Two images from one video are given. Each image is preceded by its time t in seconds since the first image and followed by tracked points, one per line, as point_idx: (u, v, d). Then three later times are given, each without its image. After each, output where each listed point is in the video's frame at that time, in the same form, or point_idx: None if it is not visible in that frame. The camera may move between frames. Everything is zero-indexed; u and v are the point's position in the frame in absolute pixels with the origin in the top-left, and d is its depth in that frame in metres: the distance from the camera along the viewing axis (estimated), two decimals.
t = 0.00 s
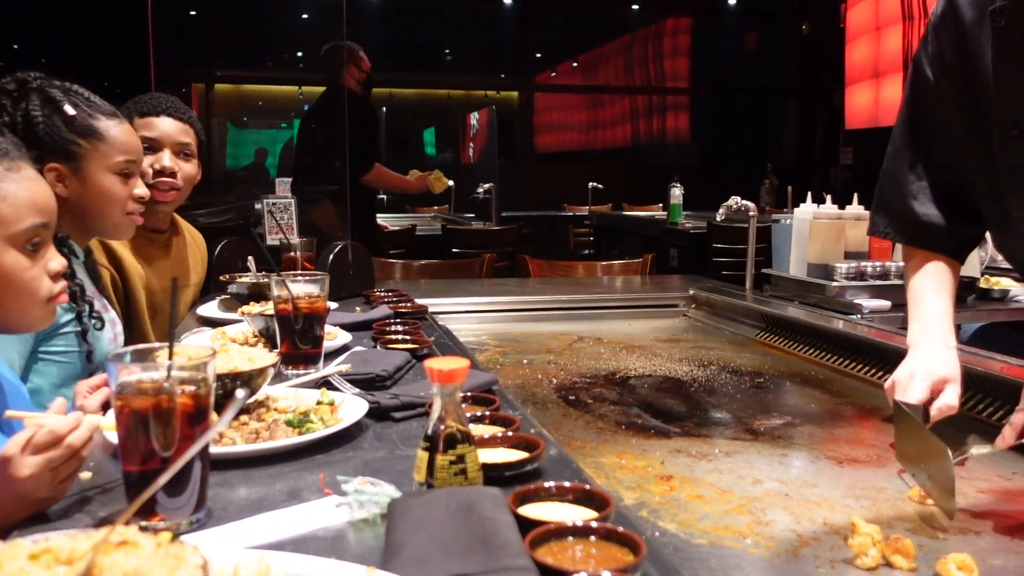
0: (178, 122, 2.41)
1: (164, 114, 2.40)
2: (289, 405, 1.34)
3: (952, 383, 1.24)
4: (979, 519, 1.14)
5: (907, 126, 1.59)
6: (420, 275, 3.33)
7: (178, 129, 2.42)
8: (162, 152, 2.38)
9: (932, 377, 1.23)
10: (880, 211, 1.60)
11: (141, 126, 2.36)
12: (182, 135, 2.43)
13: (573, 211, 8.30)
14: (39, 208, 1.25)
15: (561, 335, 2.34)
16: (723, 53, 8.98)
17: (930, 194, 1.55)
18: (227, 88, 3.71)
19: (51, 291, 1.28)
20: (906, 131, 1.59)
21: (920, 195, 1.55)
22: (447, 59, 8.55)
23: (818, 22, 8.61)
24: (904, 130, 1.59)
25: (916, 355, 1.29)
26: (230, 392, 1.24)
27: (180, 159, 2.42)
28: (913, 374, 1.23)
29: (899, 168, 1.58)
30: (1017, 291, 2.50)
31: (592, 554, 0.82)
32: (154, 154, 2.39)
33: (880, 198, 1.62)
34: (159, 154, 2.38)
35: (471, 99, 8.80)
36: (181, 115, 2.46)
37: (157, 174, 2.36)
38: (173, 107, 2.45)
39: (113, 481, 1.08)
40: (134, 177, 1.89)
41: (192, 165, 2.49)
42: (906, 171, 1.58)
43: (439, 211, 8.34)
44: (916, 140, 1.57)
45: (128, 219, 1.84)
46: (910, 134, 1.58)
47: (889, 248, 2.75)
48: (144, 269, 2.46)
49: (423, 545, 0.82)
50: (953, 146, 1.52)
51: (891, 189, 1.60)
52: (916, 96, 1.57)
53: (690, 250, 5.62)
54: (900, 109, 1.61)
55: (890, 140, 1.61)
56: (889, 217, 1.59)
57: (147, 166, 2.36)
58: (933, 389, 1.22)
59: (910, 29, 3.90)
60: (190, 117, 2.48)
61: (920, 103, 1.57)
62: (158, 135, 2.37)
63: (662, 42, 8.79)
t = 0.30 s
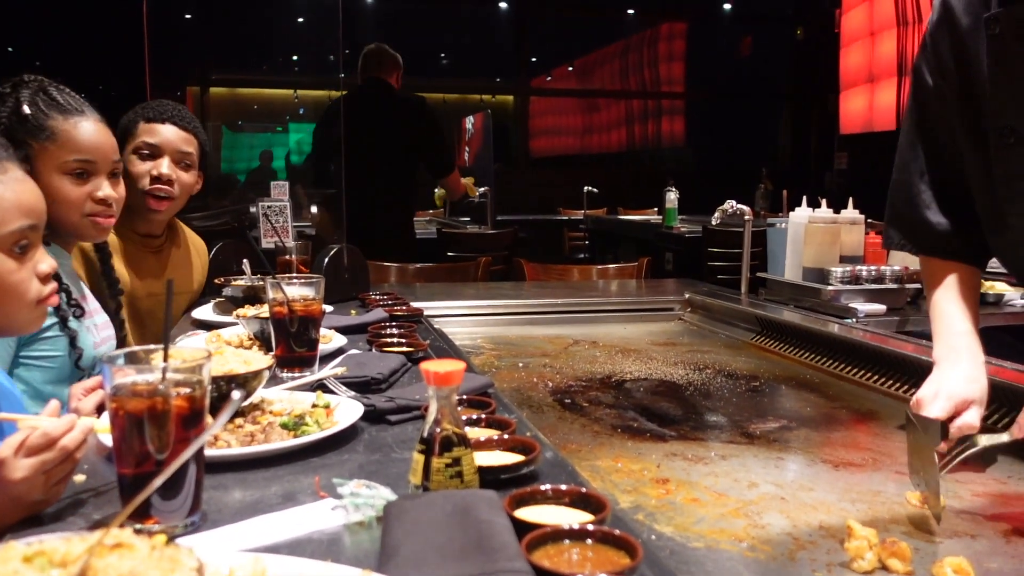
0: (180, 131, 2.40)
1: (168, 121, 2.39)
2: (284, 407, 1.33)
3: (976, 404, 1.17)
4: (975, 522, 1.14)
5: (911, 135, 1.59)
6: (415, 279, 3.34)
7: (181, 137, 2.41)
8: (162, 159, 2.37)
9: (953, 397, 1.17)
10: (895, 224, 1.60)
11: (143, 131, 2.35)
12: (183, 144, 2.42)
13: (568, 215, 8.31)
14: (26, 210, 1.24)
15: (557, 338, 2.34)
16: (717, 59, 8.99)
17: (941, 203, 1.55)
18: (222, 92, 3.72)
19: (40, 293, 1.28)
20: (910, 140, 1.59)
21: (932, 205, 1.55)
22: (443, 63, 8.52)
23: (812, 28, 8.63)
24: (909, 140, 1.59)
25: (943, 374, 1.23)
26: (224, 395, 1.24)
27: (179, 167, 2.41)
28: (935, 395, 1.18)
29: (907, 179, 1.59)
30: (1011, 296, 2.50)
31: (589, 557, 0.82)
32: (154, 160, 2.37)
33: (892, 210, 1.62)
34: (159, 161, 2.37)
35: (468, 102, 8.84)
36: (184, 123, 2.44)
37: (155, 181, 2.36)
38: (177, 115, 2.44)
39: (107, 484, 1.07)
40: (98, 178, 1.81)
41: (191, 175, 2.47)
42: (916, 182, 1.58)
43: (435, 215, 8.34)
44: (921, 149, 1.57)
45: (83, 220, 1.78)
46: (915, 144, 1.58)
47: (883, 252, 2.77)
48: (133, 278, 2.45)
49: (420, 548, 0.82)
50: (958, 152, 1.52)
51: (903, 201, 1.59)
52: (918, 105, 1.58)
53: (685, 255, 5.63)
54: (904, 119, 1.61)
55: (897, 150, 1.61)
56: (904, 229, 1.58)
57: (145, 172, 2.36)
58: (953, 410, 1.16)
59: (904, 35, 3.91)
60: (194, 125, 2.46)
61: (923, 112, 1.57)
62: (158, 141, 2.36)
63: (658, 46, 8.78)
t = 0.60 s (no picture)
0: (172, 132, 2.42)
1: (159, 123, 2.40)
2: (276, 409, 1.33)
3: (965, 414, 1.23)
4: (966, 525, 1.14)
5: (910, 134, 1.59)
6: (408, 280, 3.33)
7: (171, 138, 2.42)
8: (159, 162, 2.38)
9: (947, 404, 1.23)
10: (894, 223, 1.60)
11: (138, 135, 2.35)
12: (175, 144, 2.43)
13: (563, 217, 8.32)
14: (19, 213, 1.22)
15: (550, 340, 2.34)
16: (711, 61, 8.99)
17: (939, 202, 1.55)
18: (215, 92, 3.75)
19: (30, 296, 1.28)
20: (908, 139, 1.60)
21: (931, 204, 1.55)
22: (437, 65, 8.49)
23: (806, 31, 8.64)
24: (907, 139, 1.60)
25: (938, 376, 1.28)
26: (216, 397, 1.23)
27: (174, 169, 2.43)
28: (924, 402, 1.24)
29: (905, 177, 1.59)
30: (1003, 298, 2.51)
31: (580, 559, 0.82)
32: (150, 163, 2.38)
33: (890, 210, 1.62)
34: (156, 165, 2.38)
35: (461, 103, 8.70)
36: (173, 124, 2.46)
37: (154, 185, 2.37)
38: (167, 116, 2.46)
39: (97, 486, 1.07)
40: (48, 178, 1.90)
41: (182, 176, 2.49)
42: (914, 181, 1.58)
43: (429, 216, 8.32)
44: (920, 148, 1.58)
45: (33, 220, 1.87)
46: (914, 143, 1.58)
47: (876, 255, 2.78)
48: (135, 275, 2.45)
49: (410, 551, 0.82)
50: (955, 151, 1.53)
51: (901, 200, 1.60)
52: (917, 104, 1.58)
53: (679, 256, 5.64)
54: (902, 119, 1.62)
55: (896, 149, 1.62)
56: (903, 228, 1.58)
57: (144, 177, 2.36)
58: (944, 417, 1.22)
59: (898, 38, 3.92)
60: (182, 126, 2.48)
61: (921, 111, 1.58)
62: (154, 144, 2.37)
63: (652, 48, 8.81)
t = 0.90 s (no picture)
0: (139, 125, 2.48)
1: (123, 117, 2.46)
2: (260, 409, 1.32)
3: (916, 383, 1.35)
4: (949, 523, 1.15)
5: (895, 124, 1.68)
6: (397, 280, 3.32)
7: (138, 131, 2.48)
8: (135, 156, 2.45)
9: (899, 374, 1.36)
10: (869, 207, 1.71)
11: (108, 131, 2.41)
12: (143, 137, 2.50)
13: (554, 218, 8.30)
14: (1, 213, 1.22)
15: (538, 341, 2.34)
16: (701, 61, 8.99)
17: (916, 192, 1.65)
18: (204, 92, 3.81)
19: (12, 297, 1.28)
20: (892, 129, 1.69)
21: (907, 193, 1.66)
22: (428, 65, 8.39)
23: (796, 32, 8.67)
24: (892, 129, 1.69)
25: (896, 352, 1.42)
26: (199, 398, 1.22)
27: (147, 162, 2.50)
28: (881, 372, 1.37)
29: (888, 166, 1.68)
30: (988, 298, 2.53)
31: (561, 559, 0.82)
32: (126, 158, 2.44)
33: (869, 196, 1.72)
34: (132, 159, 2.44)
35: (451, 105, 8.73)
36: (139, 118, 2.52)
37: (131, 179, 2.43)
38: (130, 110, 2.51)
39: (77, 487, 1.06)
40: (20, 169, 1.94)
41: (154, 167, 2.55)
42: (894, 171, 1.68)
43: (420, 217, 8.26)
44: (902, 139, 1.67)
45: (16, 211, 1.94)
46: (898, 134, 1.67)
47: (863, 255, 2.79)
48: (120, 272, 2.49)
49: (390, 551, 0.81)
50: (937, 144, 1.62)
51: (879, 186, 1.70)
52: (905, 98, 1.66)
53: (668, 257, 5.65)
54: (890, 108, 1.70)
55: (881, 139, 1.70)
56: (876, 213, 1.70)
57: (120, 171, 2.42)
58: (897, 386, 1.35)
59: (887, 40, 3.95)
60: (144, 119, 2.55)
61: (907, 103, 1.65)
62: (125, 139, 2.44)
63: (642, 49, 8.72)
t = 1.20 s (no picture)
0: (107, 123, 2.52)
1: (90, 115, 2.50)
2: (253, 408, 1.32)
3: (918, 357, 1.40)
4: (939, 518, 1.16)
5: (891, 125, 1.74)
6: (389, 279, 3.31)
7: (108, 128, 2.52)
8: (104, 153, 2.50)
9: (897, 351, 1.43)
10: (871, 208, 1.76)
11: (76, 131, 2.45)
12: (112, 134, 2.54)
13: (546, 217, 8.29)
14: None
15: (530, 339, 2.34)
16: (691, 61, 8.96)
17: (914, 191, 1.71)
18: (196, 92, 3.79)
19: None
20: (888, 131, 1.75)
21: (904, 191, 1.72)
22: (419, 64, 8.05)
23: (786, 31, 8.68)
24: (888, 131, 1.75)
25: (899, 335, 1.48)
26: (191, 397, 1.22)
27: (117, 158, 2.55)
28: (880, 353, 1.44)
29: (885, 167, 1.74)
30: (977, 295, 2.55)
31: (554, 556, 0.82)
32: (95, 156, 2.49)
33: (870, 197, 1.78)
34: (101, 156, 2.49)
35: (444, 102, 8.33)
36: (107, 115, 2.56)
37: (102, 176, 2.49)
38: (98, 108, 2.55)
39: (70, 487, 1.05)
40: (44, 161, 1.94)
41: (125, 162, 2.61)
42: (893, 171, 1.74)
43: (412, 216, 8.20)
44: (899, 139, 1.72)
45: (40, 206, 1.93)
46: (894, 134, 1.73)
47: (853, 252, 2.81)
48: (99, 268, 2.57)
49: (384, 548, 0.82)
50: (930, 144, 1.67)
51: (878, 187, 1.76)
52: (900, 100, 1.72)
53: (660, 255, 5.65)
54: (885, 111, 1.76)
55: (878, 140, 1.77)
56: (878, 213, 1.75)
57: (90, 170, 2.47)
58: (894, 362, 1.41)
59: (875, 39, 3.97)
60: (113, 115, 2.59)
61: (903, 104, 1.71)
62: (93, 137, 2.48)
63: (633, 48, 8.72)
